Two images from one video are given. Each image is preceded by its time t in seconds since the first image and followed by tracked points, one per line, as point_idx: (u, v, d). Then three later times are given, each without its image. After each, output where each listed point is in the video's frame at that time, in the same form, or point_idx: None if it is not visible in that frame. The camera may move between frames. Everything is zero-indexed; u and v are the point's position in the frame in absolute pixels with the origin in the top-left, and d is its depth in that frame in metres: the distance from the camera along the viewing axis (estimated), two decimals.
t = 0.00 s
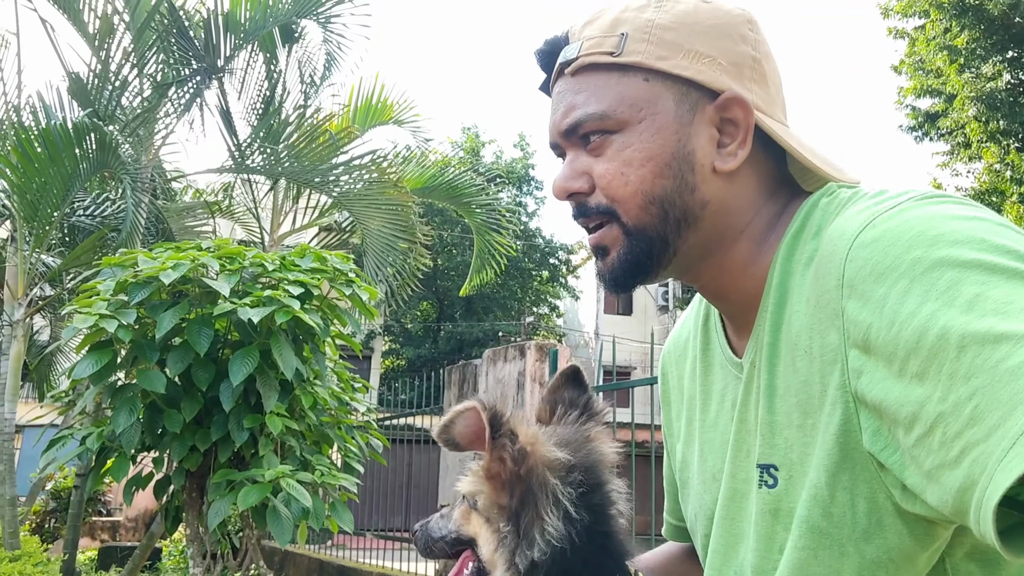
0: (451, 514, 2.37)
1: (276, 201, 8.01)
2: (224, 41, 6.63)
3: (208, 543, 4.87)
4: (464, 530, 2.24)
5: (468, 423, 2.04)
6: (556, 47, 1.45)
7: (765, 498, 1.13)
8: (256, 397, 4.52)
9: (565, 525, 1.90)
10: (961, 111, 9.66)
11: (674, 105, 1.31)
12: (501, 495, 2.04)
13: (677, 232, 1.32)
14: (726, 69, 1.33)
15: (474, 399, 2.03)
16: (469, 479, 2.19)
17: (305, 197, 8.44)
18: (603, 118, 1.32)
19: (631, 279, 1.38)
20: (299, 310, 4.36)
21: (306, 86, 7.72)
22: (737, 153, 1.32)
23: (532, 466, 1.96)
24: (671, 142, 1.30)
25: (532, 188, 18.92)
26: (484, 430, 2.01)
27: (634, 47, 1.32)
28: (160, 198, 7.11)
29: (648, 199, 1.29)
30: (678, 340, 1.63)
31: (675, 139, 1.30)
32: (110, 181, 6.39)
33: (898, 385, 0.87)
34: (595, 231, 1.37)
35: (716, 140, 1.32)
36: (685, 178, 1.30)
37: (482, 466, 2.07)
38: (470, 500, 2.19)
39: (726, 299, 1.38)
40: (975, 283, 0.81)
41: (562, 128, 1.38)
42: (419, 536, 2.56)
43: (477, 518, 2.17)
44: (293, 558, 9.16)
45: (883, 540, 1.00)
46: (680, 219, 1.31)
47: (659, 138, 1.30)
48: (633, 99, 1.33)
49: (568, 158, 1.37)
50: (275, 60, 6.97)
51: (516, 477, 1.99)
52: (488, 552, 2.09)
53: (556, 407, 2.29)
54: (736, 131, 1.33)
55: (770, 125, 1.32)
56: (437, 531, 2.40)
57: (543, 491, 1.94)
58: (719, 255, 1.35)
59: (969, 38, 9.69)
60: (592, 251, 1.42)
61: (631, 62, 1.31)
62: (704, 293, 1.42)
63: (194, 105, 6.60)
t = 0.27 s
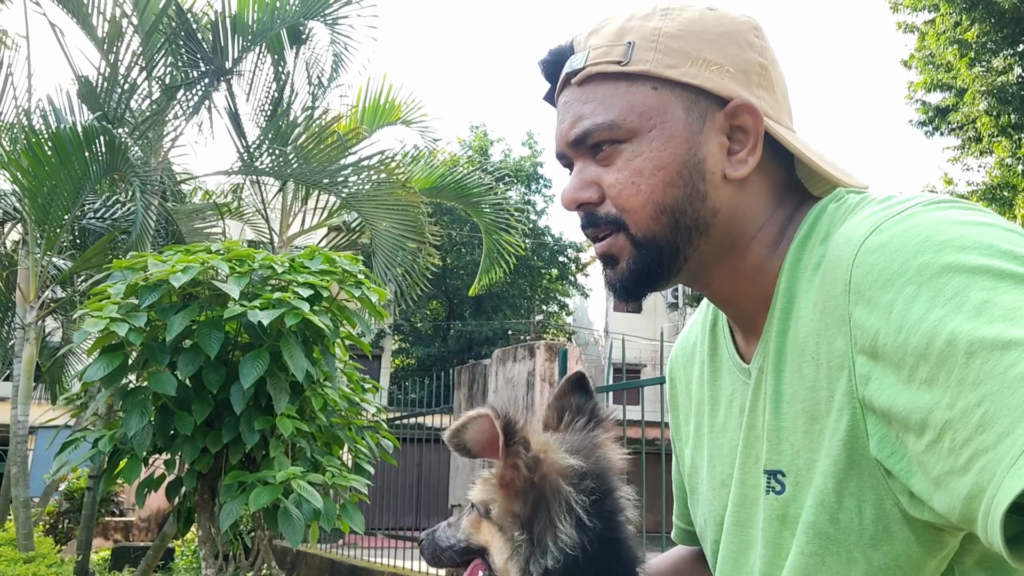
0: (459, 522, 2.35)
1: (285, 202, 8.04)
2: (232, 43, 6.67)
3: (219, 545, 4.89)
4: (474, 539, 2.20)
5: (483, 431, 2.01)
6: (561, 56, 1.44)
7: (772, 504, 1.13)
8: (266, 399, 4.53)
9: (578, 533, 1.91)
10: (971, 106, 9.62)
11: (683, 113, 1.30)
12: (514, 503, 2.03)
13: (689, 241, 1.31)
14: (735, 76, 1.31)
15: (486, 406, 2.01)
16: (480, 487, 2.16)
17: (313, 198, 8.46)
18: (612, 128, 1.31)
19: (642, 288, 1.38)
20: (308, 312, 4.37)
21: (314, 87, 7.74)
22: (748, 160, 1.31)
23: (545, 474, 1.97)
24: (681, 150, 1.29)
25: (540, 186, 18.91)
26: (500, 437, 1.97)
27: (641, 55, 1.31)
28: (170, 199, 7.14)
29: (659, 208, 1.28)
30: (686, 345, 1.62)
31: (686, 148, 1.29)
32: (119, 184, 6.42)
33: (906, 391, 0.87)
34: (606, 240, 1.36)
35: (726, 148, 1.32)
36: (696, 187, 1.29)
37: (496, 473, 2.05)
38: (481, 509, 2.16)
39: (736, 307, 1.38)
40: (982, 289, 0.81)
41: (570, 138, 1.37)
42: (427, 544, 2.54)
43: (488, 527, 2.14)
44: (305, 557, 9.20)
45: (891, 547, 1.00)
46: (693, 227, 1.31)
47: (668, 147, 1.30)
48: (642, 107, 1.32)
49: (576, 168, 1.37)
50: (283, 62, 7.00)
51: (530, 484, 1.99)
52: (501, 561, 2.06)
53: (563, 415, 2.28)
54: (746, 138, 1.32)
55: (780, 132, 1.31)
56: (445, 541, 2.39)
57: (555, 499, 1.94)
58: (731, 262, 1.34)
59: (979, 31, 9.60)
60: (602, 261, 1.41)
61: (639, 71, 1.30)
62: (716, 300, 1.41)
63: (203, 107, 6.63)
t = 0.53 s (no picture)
0: (466, 529, 2.40)
1: (298, 201, 8.10)
2: (243, 44, 6.75)
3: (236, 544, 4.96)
4: (481, 547, 2.25)
5: (491, 440, 2.02)
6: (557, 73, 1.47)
7: (766, 513, 1.17)
8: (280, 398, 4.59)
9: (584, 541, 1.94)
10: (988, 95, 9.58)
11: (681, 128, 1.34)
12: (520, 511, 2.06)
13: (689, 254, 1.34)
14: (731, 91, 1.35)
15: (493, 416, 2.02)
16: (488, 495, 2.20)
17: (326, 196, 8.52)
18: (611, 145, 1.35)
19: (643, 301, 1.41)
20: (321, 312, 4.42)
21: (325, 87, 7.79)
22: (745, 173, 1.35)
23: (552, 482, 1.99)
24: (680, 165, 1.33)
25: (553, 181, 18.90)
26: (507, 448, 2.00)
27: (636, 71, 1.34)
28: (185, 200, 7.22)
29: (658, 223, 1.32)
30: (686, 353, 1.65)
31: (684, 162, 1.33)
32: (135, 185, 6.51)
33: (895, 402, 0.90)
34: (606, 256, 1.39)
35: (723, 162, 1.35)
36: (694, 201, 1.32)
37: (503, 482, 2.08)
38: (488, 517, 2.20)
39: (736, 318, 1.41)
40: (968, 301, 0.83)
41: (569, 155, 1.41)
42: (434, 551, 2.59)
43: (495, 535, 2.18)
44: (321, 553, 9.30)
45: (880, 556, 1.04)
46: (692, 241, 1.34)
47: (667, 162, 1.33)
48: (640, 123, 1.35)
49: (576, 185, 1.40)
50: (295, 61, 7.05)
51: (536, 493, 2.02)
52: (507, 569, 2.10)
53: (569, 422, 2.31)
54: (742, 152, 1.36)
55: (776, 144, 1.36)
56: (452, 548, 2.43)
57: (561, 507, 1.97)
58: (730, 273, 1.38)
59: (996, 20, 9.53)
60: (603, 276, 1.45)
61: (636, 87, 1.33)
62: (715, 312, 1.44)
63: (216, 108, 6.70)
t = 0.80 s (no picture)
0: (468, 526, 2.40)
1: (312, 199, 8.14)
2: (256, 44, 6.81)
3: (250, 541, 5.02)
4: (483, 545, 2.24)
5: (490, 438, 2.04)
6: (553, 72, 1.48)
7: (766, 511, 1.20)
8: (293, 397, 4.62)
9: (585, 538, 1.96)
10: (1006, 87, 9.53)
11: (678, 127, 1.34)
12: (522, 508, 2.06)
13: (688, 254, 1.35)
14: (727, 89, 1.36)
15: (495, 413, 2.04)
16: (489, 493, 2.20)
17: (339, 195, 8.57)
18: (609, 144, 1.35)
19: (643, 302, 1.41)
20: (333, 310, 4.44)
21: (338, 86, 7.83)
22: (743, 171, 1.35)
23: (553, 480, 2.00)
24: (678, 164, 1.33)
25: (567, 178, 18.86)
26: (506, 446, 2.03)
27: (633, 70, 1.35)
28: (200, 200, 7.28)
29: (657, 223, 1.32)
30: (688, 352, 1.68)
31: (682, 161, 1.33)
32: (151, 185, 6.56)
33: (892, 398, 0.90)
34: (606, 256, 1.40)
35: (722, 159, 1.36)
36: (693, 200, 1.33)
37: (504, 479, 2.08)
38: (489, 514, 2.20)
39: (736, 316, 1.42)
40: (965, 297, 0.84)
41: (567, 155, 1.41)
42: (438, 548, 2.61)
43: (497, 533, 2.17)
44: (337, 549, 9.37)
45: (879, 554, 1.06)
46: (691, 240, 1.35)
47: (665, 162, 1.34)
48: (637, 122, 1.36)
49: (574, 185, 1.41)
50: (307, 61, 7.10)
51: (537, 490, 2.02)
52: (508, 567, 2.11)
53: (570, 419, 2.31)
54: (740, 149, 1.37)
55: (774, 142, 1.36)
56: (454, 545, 2.44)
57: (561, 505, 1.99)
58: (729, 271, 1.38)
59: (1015, 11, 9.43)
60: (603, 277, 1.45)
61: (632, 86, 1.34)
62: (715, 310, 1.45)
63: (229, 108, 6.75)
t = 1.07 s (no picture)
0: (475, 518, 2.45)
1: (323, 198, 8.18)
2: (267, 44, 6.85)
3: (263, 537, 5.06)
4: (491, 535, 2.30)
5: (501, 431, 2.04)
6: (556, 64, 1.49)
7: (771, 501, 1.20)
8: (304, 394, 4.65)
9: (593, 530, 1.96)
10: (1020, 83, 9.54)
11: (682, 117, 1.35)
12: (530, 500, 2.09)
13: (691, 243, 1.36)
14: (730, 78, 1.37)
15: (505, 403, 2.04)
16: (497, 484, 2.24)
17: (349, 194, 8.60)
18: (612, 135, 1.36)
19: (647, 292, 1.42)
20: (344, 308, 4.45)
21: (349, 86, 7.86)
22: (747, 161, 1.36)
23: (562, 472, 2.01)
24: (681, 154, 1.34)
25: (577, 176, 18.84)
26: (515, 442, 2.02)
27: (637, 61, 1.36)
28: (212, 199, 7.32)
29: (660, 213, 1.33)
30: (695, 342, 1.70)
31: (686, 152, 1.34)
32: (163, 185, 6.60)
33: (898, 387, 0.91)
34: (609, 246, 1.41)
35: (726, 149, 1.36)
36: (697, 190, 1.34)
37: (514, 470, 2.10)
38: (498, 505, 2.25)
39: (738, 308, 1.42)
40: (971, 286, 0.84)
41: (570, 147, 1.43)
42: (443, 540, 2.66)
43: (505, 524, 2.22)
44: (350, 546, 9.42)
45: (884, 543, 1.06)
46: (693, 230, 1.35)
47: (668, 152, 1.35)
48: (641, 113, 1.36)
49: (578, 176, 1.42)
50: (318, 60, 7.13)
51: (546, 481, 2.03)
52: (517, 557, 2.14)
53: (577, 411, 2.31)
54: (745, 139, 1.37)
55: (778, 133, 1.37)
56: (461, 536, 2.49)
57: (570, 496, 1.99)
58: (733, 261, 1.39)
59: None
60: (607, 268, 1.46)
61: (635, 77, 1.34)
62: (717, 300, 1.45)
63: (241, 108, 6.78)
